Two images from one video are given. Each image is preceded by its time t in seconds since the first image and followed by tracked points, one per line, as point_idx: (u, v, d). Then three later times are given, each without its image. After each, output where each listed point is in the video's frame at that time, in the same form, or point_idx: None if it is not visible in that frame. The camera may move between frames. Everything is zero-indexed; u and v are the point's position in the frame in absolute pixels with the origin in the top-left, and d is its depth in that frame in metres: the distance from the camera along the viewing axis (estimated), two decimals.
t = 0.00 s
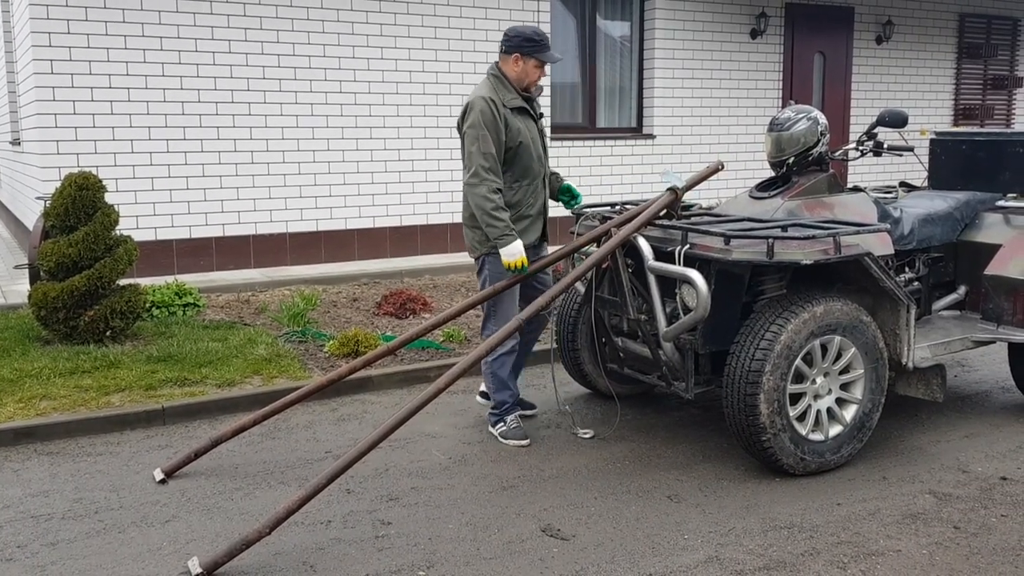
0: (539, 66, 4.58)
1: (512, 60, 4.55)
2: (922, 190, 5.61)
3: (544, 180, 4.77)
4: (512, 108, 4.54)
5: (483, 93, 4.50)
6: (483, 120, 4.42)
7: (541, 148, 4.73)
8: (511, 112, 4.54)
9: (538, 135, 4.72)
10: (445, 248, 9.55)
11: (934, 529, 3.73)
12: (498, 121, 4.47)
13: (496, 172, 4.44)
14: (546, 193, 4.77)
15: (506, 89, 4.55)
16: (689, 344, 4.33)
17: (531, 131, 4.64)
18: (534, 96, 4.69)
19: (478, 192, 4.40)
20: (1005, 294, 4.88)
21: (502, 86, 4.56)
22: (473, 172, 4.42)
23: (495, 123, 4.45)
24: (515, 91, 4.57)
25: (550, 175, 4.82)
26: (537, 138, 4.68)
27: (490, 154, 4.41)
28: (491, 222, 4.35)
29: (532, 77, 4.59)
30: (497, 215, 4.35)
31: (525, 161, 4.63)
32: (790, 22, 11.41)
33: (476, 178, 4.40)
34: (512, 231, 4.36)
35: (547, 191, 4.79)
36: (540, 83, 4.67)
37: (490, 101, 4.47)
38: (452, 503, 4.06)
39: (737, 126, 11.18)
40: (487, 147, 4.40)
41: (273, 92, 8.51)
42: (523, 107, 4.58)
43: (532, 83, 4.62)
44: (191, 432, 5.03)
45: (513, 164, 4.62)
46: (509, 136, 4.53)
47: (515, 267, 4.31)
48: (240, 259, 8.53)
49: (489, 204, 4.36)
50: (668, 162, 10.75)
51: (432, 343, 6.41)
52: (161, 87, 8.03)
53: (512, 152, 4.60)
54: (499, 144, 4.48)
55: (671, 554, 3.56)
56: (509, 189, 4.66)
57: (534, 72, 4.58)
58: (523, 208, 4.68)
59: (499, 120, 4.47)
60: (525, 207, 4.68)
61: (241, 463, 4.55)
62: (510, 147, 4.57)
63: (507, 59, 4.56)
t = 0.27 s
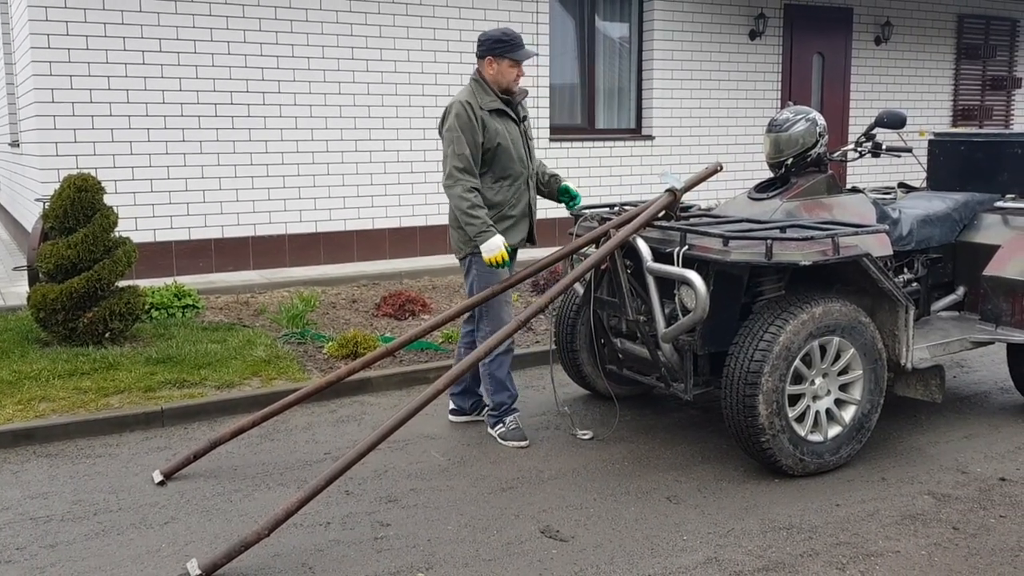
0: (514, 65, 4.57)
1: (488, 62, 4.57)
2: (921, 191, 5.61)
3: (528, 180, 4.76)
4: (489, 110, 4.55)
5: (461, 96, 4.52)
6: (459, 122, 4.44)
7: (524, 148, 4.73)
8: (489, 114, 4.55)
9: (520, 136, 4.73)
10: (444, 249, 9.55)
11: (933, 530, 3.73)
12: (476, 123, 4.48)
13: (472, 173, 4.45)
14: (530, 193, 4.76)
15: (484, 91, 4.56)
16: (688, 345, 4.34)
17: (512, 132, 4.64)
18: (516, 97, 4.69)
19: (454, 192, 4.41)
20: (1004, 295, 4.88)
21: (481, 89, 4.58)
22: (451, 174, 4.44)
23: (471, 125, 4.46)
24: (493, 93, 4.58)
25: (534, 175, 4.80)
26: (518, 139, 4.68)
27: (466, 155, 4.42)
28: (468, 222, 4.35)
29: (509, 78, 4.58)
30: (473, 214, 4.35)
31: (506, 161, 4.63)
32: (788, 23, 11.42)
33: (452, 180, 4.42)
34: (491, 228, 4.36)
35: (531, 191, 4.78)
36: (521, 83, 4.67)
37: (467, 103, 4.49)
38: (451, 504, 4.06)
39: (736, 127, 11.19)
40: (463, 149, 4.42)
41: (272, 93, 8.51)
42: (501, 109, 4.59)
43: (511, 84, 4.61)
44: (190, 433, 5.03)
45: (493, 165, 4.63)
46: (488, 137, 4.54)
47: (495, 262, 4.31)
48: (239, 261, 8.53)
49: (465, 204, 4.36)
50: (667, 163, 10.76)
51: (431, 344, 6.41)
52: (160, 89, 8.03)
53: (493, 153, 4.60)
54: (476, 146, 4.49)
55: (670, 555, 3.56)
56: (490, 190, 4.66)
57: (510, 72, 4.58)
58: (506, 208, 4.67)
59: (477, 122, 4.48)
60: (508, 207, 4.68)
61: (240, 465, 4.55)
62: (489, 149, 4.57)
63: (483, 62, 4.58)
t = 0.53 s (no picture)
0: (505, 70, 4.56)
1: (479, 62, 4.58)
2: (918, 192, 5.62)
3: (514, 180, 4.74)
4: (474, 109, 4.57)
5: (448, 95, 4.55)
6: (442, 120, 4.47)
7: (510, 149, 4.72)
8: (474, 113, 4.57)
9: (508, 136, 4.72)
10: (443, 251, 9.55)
11: (931, 531, 3.73)
12: (459, 121, 4.50)
13: (450, 170, 4.48)
14: (515, 193, 4.74)
15: (471, 90, 4.58)
16: (686, 346, 4.34)
17: (497, 132, 4.64)
18: (506, 98, 4.69)
19: (430, 189, 4.44)
20: (1001, 296, 4.89)
21: (469, 88, 4.60)
22: (430, 171, 4.47)
23: (454, 123, 4.49)
24: (481, 93, 4.60)
25: (522, 176, 4.78)
26: (505, 139, 4.68)
27: (445, 153, 4.45)
28: (440, 219, 4.38)
29: (498, 80, 4.58)
30: (445, 211, 4.38)
31: (490, 161, 4.63)
32: (786, 25, 11.43)
33: (430, 176, 4.45)
34: (460, 227, 4.38)
35: (516, 192, 4.76)
36: (512, 85, 4.66)
37: (452, 102, 4.52)
38: (449, 506, 4.06)
39: (734, 129, 11.20)
40: (443, 146, 4.45)
41: (270, 95, 8.51)
42: (488, 108, 4.59)
43: (501, 86, 4.61)
44: (188, 436, 5.03)
45: (477, 164, 4.63)
46: (471, 135, 4.56)
47: (458, 263, 4.34)
48: (237, 263, 8.53)
49: (438, 202, 4.40)
50: (665, 164, 10.76)
51: (429, 346, 6.41)
52: (158, 91, 8.04)
53: (477, 153, 4.61)
54: (457, 144, 4.51)
55: (668, 557, 3.56)
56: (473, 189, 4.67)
57: (501, 75, 4.57)
58: (489, 208, 4.66)
59: (460, 121, 4.51)
60: (491, 206, 4.67)
61: (239, 467, 4.55)
62: (473, 148, 4.59)
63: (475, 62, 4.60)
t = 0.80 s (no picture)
0: (502, 72, 4.57)
1: (475, 64, 4.59)
2: (917, 193, 5.62)
3: (511, 182, 4.74)
4: (470, 111, 4.57)
5: (442, 97, 4.56)
6: (436, 123, 4.48)
7: (507, 150, 4.72)
8: (469, 115, 4.58)
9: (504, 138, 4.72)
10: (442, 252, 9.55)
11: (930, 531, 3.73)
12: (454, 123, 4.51)
13: (446, 173, 4.48)
14: (512, 194, 4.74)
15: (466, 92, 4.59)
16: (686, 347, 4.34)
17: (493, 133, 4.64)
18: (501, 99, 4.69)
19: (426, 192, 4.45)
20: (1001, 296, 4.89)
21: (464, 90, 4.61)
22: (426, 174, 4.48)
23: (449, 126, 4.49)
24: (476, 95, 4.61)
25: (518, 178, 4.78)
26: (501, 140, 4.68)
27: (440, 155, 4.45)
28: (437, 222, 4.39)
29: (495, 82, 4.59)
30: (441, 215, 4.38)
31: (486, 162, 4.64)
32: (785, 25, 11.44)
33: (426, 179, 4.46)
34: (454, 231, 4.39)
35: (514, 193, 4.75)
36: (509, 86, 4.66)
37: (446, 104, 4.52)
38: (449, 507, 4.07)
39: (733, 129, 11.20)
40: (438, 149, 4.46)
41: (269, 96, 8.51)
42: (483, 110, 4.60)
43: (497, 88, 4.62)
44: (189, 437, 5.03)
45: (473, 166, 4.64)
46: (466, 137, 4.56)
47: (455, 267, 4.37)
48: (237, 264, 8.53)
49: (434, 205, 4.41)
50: (664, 165, 10.77)
51: (429, 347, 6.41)
52: (158, 93, 8.04)
53: (473, 154, 4.62)
54: (452, 147, 4.52)
55: (668, 557, 3.57)
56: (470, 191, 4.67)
57: (497, 76, 4.58)
58: (486, 209, 4.66)
59: (455, 123, 4.52)
60: (488, 208, 4.67)
61: (239, 468, 4.55)
62: (468, 150, 4.59)
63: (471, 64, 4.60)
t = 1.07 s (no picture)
0: (504, 73, 4.58)
1: (476, 66, 4.58)
2: (916, 195, 5.63)
3: (512, 184, 4.74)
4: (468, 114, 4.58)
5: (441, 99, 4.56)
6: (436, 125, 4.48)
7: (507, 153, 4.72)
8: (468, 117, 4.58)
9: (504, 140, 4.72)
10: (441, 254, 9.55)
11: (929, 534, 3.73)
12: (453, 125, 4.51)
13: (448, 175, 4.48)
14: (513, 197, 4.74)
15: (465, 95, 4.59)
16: (685, 349, 4.34)
17: (492, 135, 4.65)
18: (500, 101, 4.69)
19: (429, 194, 4.44)
20: (999, 298, 4.89)
21: (462, 92, 4.61)
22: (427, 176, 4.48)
23: (448, 128, 4.49)
24: (476, 97, 4.61)
25: (518, 181, 4.78)
26: (500, 143, 4.68)
27: (440, 157, 4.45)
28: (442, 224, 4.37)
29: (497, 83, 4.59)
30: (446, 216, 4.36)
31: (486, 165, 4.64)
32: (784, 28, 11.45)
33: (427, 181, 4.45)
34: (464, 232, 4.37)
35: (514, 195, 4.75)
36: (509, 88, 4.66)
37: (445, 106, 4.52)
38: (448, 509, 4.06)
39: (732, 132, 11.21)
40: (438, 151, 4.45)
41: (268, 99, 8.51)
42: (483, 112, 4.60)
43: (497, 90, 4.62)
44: (187, 439, 5.03)
45: (473, 169, 4.64)
46: (465, 140, 4.57)
47: (467, 266, 4.32)
48: (236, 266, 8.53)
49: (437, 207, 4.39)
50: (663, 167, 10.77)
51: (428, 349, 6.41)
52: (157, 95, 8.04)
53: (472, 157, 4.62)
54: (452, 149, 4.52)
55: (667, 559, 3.56)
56: (470, 194, 4.66)
57: (497, 78, 4.58)
58: (486, 212, 4.67)
59: (454, 125, 4.52)
60: (488, 211, 4.67)
61: (237, 470, 4.55)
62: (467, 152, 4.59)
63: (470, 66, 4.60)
